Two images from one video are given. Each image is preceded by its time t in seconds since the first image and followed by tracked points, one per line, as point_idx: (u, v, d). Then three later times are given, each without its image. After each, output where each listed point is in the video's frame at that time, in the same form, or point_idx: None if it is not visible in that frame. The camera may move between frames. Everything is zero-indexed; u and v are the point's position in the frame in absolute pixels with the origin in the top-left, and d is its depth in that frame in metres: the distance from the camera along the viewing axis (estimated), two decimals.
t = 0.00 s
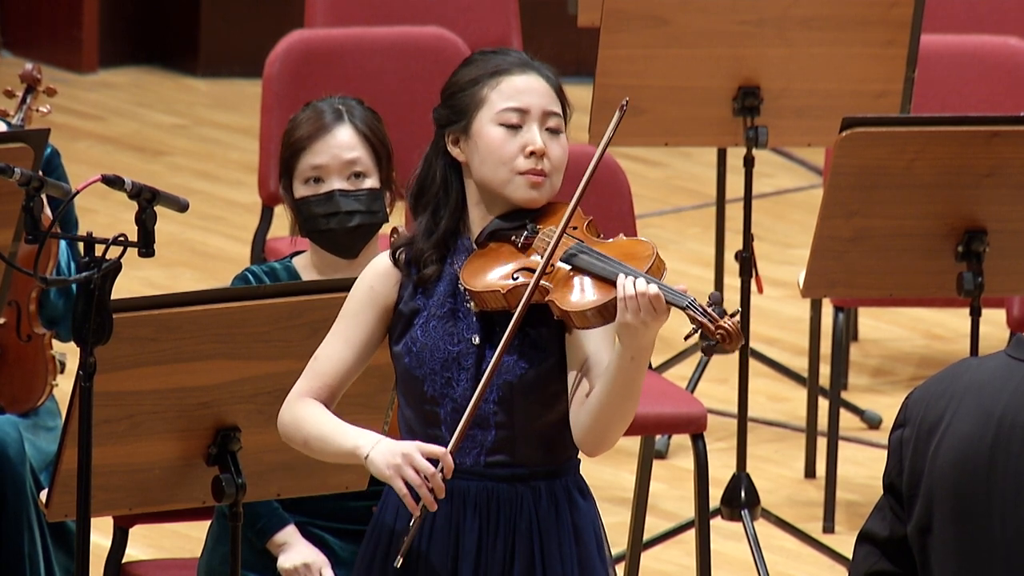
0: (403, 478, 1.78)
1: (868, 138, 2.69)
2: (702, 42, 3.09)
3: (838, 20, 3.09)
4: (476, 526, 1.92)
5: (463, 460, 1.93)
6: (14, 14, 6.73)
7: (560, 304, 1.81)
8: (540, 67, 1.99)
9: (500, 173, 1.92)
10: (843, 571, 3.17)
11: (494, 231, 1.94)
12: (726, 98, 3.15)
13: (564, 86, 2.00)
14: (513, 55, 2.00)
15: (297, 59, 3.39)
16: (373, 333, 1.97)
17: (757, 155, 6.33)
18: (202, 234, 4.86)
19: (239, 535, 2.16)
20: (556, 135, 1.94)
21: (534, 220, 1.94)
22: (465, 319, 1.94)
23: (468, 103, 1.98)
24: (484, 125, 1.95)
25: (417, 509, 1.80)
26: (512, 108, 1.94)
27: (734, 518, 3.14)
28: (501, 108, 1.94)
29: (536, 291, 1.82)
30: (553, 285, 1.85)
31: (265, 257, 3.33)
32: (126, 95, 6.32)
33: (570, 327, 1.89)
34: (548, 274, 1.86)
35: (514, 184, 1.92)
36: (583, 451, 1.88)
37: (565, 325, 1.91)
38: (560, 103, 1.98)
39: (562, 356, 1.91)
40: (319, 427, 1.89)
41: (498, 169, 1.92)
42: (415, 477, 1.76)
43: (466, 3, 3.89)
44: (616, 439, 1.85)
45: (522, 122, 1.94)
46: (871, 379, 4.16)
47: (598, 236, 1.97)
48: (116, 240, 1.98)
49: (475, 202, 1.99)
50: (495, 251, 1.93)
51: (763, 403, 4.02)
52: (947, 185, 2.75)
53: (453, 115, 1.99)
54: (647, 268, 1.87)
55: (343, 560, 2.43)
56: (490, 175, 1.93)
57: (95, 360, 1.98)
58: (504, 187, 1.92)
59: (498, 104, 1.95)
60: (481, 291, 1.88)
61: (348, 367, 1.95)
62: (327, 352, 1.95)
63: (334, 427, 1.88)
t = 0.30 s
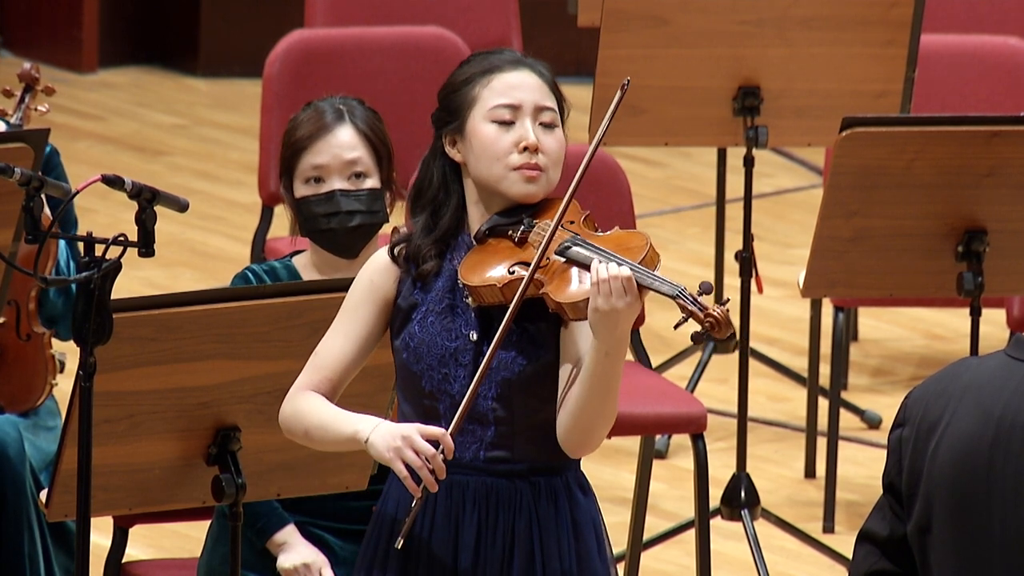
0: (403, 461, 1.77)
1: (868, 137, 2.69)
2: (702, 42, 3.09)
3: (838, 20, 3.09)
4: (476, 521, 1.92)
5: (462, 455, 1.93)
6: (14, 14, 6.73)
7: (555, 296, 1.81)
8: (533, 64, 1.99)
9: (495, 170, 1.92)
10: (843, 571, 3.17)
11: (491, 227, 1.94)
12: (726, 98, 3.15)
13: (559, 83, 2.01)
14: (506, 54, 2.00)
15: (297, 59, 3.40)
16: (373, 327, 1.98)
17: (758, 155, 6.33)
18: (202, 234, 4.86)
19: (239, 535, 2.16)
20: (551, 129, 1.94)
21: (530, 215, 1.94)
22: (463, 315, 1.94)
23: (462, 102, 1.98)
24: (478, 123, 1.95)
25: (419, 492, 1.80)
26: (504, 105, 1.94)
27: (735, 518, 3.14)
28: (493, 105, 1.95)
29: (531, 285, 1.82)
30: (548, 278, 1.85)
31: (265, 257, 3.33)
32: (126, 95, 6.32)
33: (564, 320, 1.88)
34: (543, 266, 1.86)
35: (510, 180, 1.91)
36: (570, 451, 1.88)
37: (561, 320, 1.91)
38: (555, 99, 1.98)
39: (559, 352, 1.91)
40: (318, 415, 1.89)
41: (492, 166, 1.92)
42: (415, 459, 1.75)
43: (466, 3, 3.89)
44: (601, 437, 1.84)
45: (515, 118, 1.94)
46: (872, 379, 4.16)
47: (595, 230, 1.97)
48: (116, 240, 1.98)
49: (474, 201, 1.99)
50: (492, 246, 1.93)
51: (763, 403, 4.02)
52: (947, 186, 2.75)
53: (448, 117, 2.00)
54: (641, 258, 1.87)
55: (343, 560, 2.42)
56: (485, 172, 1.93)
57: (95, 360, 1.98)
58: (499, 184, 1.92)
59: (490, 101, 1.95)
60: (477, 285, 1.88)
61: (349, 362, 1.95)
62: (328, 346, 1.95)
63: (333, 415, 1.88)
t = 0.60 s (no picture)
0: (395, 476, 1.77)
1: (868, 137, 2.69)
2: (702, 42, 3.09)
3: (838, 20, 3.09)
4: (473, 520, 1.92)
5: (460, 454, 1.93)
6: (14, 14, 6.73)
7: (553, 295, 1.81)
8: (534, 63, 1.99)
9: (495, 168, 1.92)
10: (843, 571, 3.17)
11: (491, 226, 1.94)
12: (726, 98, 3.15)
13: (559, 82, 2.01)
14: (507, 53, 2.00)
15: (297, 59, 3.40)
16: (373, 327, 1.98)
17: (758, 155, 6.33)
18: (202, 234, 4.86)
19: (239, 535, 2.16)
20: (552, 128, 1.94)
21: (529, 214, 1.94)
22: (461, 314, 1.94)
23: (462, 101, 1.98)
24: (478, 122, 1.95)
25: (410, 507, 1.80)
26: (504, 103, 1.94)
27: (735, 518, 3.14)
28: (494, 103, 1.95)
29: (531, 284, 1.82)
30: (547, 276, 1.85)
31: (264, 257, 3.33)
32: (126, 95, 6.32)
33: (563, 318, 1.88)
34: (541, 265, 1.86)
35: (510, 178, 1.91)
36: (571, 450, 1.88)
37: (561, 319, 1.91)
38: (556, 98, 1.98)
39: (558, 351, 1.91)
40: (313, 420, 1.90)
41: (492, 164, 1.92)
42: (406, 475, 1.75)
43: (466, 3, 3.89)
44: (603, 435, 1.84)
45: (515, 116, 1.94)
46: (872, 379, 4.16)
47: (595, 230, 1.97)
48: (116, 240, 1.98)
49: (474, 200, 1.99)
50: (492, 245, 1.93)
51: (763, 403, 4.02)
52: (947, 186, 2.75)
53: (448, 116, 2.00)
54: (638, 257, 1.87)
55: (343, 560, 2.42)
56: (486, 170, 1.93)
57: (95, 360, 1.98)
58: (500, 182, 1.92)
59: (490, 100, 1.95)
60: (475, 284, 1.88)
61: (349, 362, 1.95)
62: (328, 347, 1.95)
63: (328, 422, 1.89)
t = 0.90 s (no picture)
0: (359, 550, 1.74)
1: (868, 137, 2.69)
2: (702, 42, 3.09)
3: (838, 20, 3.10)
4: (470, 523, 1.92)
5: (458, 456, 1.93)
6: (14, 14, 6.73)
7: (552, 299, 1.82)
8: (537, 64, 1.99)
9: (493, 169, 1.92)
10: (843, 571, 3.17)
11: (490, 228, 1.94)
12: (726, 98, 3.15)
13: (561, 83, 2.00)
14: (511, 54, 2.00)
15: (297, 59, 3.40)
16: (377, 332, 1.98)
17: (758, 155, 6.33)
18: (202, 234, 4.86)
19: (239, 535, 2.16)
20: (553, 130, 1.94)
21: (529, 216, 1.94)
22: (460, 316, 1.94)
23: (464, 100, 1.98)
24: (478, 122, 1.95)
25: None
26: (505, 104, 1.94)
27: (734, 518, 3.14)
28: (494, 104, 1.95)
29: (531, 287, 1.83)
30: (546, 280, 1.85)
31: (264, 257, 3.33)
32: (126, 95, 6.32)
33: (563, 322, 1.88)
34: (541, 269, 1.87)
35: (508, 180, 1.92)
36: (581, 454, 1.87)
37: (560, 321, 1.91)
38: (558, 100, 1.98)
39: (558, 353, 1.91)
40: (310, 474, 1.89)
41: (490, 165, 1.92)
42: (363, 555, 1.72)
43: (466, 3, 3.89)
44: (612, 439, 1.84)
45: (515, 118, 1.94)
46: (871, 379, 4.16)
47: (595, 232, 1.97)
48: (116, 240, 1.98)
49: (474, 200, 1.99)
50: (492, 247, 1.93)
51: (763, 403, 4.02)
52: (947, 186, 2.75)
53: (450, 114, 2.00)
54: (638, 261, 1.87)
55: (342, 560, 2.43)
56: (484, 171, 1.93)
57: (95, 360, 1.98)
58: (498, 183, 1.92)
59: (491, 101, 1.95)
60: (474, 287, 1.88)
61: (358, 370, 1.96)
62: (336, 359, 1.96)
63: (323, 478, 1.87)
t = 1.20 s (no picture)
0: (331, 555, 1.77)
1: (868, 137, 2.69)
2: (702, 42, 3.09)
3: (838, 20, 3.10)
4: (470, 524, 1.92)
5: (458, 458, 1.93)
6: (14, 14, 6.73)
7: (555, 297, 1.82)
8: (544, 66, 1.99)
9: (502, 168, 1.92)
10: (843, 571, 3.17)
11: (493, 228, 1.94)
12: (726, 98, 3.15)
13: (567, 85, 2.01)
14: (518, 54, 2.00)
15: (297, 59, 3.40)
16: (379, 336, 1.98)
17: (758, 155, 6.33)
18: (202, 234, 4.86)
19: (239, 535, 2.16)
20: (560, 131, 1.95)
21: (533, 217, 1.94)
22: (463, 317, 1.94)
23: (472, 99, 1.98)
24: (487, 121, 1.95)
25: None
26: (514, 104, 1.94)
27: (735, 518, 3.14)
28: (504, 104, 1.95)
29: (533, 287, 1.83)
30: (548, 278, 1.85)
31: (264, 257, 3.33)
32: (126, 95, 6.32)
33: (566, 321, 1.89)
34: (543, 268, 1.87)
35: (516, 179, 1.92)
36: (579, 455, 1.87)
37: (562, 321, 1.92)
38: (565, 102, 1.98)
39: (560, 355, 1.91)
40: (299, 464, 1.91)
41: (499, 164, 1.92)
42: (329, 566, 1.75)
43: (466, 4, 3.89)
44: (608, 441, 1.84)
45: (525, 118, 1.94)
46: (872, 379, 4.16)
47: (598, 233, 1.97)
48: (116, 240, 1.98)
49: (477, 200, 1.98)
50: (494, 247, 1.94)
51: (764, 403, 4.02)
52: (947, 186, 2.75)
53: (456, 112, 2.00)
54: (643, 261, 1.88)
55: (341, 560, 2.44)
56: (492, 170, 1.93)
57: (95, 360, 1.98)
58: (505, 182, 1.92)
59: (500, 100, 1.95)
60: (477, 286, 1.89)
61: (358, 374, 1.96)
62: (335, 363, 1.95)
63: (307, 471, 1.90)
